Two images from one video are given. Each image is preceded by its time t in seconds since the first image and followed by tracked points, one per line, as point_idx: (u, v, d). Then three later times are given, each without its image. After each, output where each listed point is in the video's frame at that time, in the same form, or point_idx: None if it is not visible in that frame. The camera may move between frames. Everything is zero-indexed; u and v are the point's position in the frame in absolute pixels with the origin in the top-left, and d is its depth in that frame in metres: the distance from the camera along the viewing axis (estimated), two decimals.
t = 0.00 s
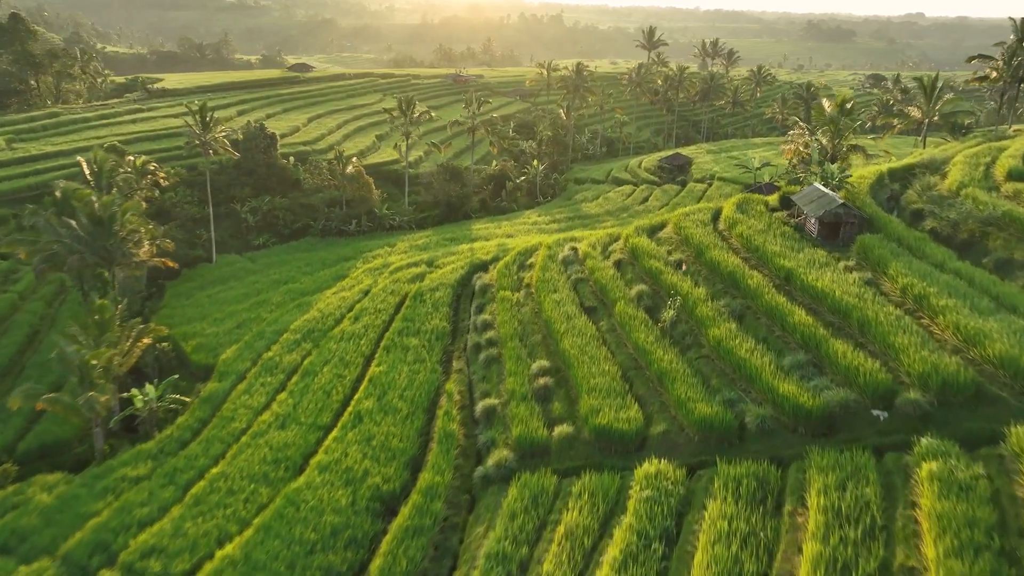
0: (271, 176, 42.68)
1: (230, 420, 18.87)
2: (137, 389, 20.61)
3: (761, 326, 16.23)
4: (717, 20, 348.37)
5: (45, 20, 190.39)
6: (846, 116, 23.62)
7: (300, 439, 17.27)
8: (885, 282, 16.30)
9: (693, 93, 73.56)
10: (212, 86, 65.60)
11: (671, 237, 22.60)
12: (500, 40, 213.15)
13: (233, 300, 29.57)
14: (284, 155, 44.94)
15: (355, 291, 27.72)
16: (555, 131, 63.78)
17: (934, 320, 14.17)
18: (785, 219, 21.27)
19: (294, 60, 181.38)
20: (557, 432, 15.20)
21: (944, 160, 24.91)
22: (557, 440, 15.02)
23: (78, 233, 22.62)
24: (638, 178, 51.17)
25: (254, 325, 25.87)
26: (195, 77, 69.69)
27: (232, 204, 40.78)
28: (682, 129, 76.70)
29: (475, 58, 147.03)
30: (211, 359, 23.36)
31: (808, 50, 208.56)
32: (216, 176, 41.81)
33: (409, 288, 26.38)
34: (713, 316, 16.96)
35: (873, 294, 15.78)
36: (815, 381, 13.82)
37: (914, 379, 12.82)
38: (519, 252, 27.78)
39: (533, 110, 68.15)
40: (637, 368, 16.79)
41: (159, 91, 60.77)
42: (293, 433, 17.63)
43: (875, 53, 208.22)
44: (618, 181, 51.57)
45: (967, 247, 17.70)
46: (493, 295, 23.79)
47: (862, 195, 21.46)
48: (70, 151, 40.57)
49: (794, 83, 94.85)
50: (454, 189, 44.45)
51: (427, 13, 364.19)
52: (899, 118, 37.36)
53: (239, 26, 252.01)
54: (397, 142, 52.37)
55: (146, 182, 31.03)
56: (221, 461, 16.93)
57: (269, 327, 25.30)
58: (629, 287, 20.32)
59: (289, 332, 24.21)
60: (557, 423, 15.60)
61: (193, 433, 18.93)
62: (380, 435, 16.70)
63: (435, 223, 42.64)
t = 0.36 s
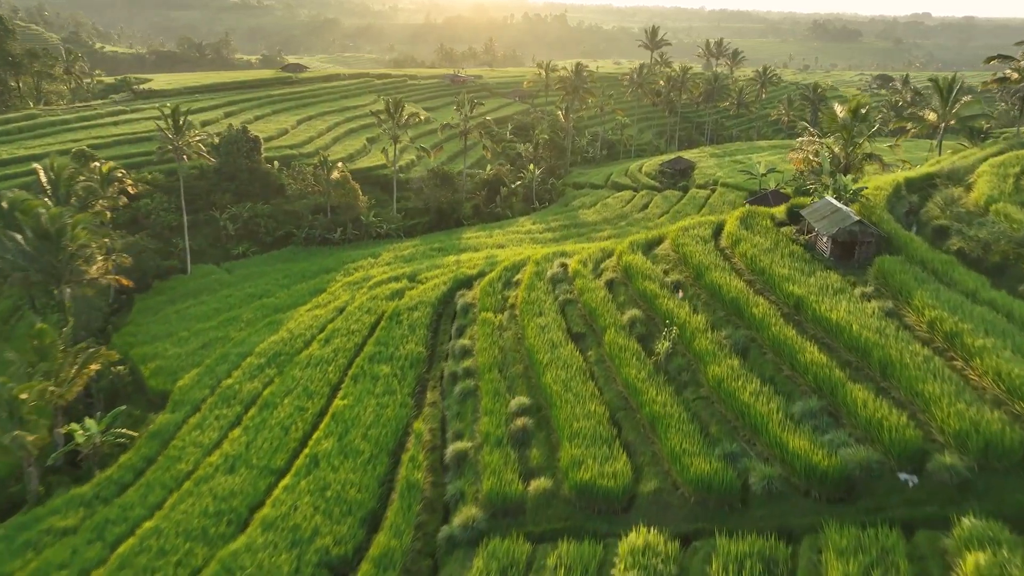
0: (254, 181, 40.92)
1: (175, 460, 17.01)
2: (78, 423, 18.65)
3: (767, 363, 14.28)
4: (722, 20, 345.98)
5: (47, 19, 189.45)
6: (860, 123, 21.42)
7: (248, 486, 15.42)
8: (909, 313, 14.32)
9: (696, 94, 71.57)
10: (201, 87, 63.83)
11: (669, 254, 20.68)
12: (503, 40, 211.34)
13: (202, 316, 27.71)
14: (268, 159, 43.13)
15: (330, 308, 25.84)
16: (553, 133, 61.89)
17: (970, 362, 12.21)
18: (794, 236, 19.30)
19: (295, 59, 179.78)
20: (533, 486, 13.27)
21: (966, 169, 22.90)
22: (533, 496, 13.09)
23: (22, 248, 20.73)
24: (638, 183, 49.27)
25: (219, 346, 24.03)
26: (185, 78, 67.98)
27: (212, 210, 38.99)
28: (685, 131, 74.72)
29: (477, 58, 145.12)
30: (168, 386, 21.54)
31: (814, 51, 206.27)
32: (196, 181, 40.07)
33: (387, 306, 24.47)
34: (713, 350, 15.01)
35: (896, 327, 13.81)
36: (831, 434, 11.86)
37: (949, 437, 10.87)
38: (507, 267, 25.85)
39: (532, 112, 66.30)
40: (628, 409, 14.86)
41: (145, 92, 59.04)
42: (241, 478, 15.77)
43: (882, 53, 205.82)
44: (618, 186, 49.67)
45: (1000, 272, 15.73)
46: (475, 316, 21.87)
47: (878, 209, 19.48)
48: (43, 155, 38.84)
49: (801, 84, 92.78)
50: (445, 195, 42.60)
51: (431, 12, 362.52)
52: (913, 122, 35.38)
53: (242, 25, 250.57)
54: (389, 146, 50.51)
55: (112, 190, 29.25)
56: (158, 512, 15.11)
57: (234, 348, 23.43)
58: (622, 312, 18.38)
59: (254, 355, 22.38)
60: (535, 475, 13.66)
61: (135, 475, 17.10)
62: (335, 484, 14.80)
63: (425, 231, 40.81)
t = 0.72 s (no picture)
0: (234, 187, 39.15)
1: (107, 510, 15.17)
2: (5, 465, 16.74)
3: (775, 412, 12.35)
4: (727, 19, 343.66)
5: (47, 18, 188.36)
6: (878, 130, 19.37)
7: (180, 547, 13.56)
8: (940, 355, 12.38)
9: (699, 95, 69.63)
10: (190, 88, 62.19)
11: (665, 275, 18.76)
12: (506, 40, 209.61)
13: (166, 335, 25.89)
14: (250, 164, 41.35)
15: (301, 327, 23.98)
16: (550, 136, 60.03)
17: (1017, 423, 10.25)
18: (804, 257, 17.35)
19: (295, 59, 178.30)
20: (500, 559, 11.34)
21: (992, 181, 20.92)
22: (499, 571, 11.14)
23: None
24: (638, 188, 47.39)
25: (178, 370, 22.16)
26: (173, 78, 66.28)
27: (189, 218, 37.26)
28: (687, 134, 72.76)
29: (478, 58, 143.38)
30: (115, 418, 19.68)
31: (820, 51, 204.07)
32: (173, 188, 38.32)
33: (361, 327, 22.60)
34: (713, 393, 13.08)
35: (926, 374, 11.85)
36: (852, 510, 9.90)
37: (998, 522, 8.93)
38: (491, 283, 23.93)
39: (529, 114, 64.48)
40: (614, 462, 12.92)
41: (130, 92, 57.39)
42: (175, 536, 13.91)
43: (889, 53, 203.57)
44: (617, 192, 47.80)
45: None
46: (453, 341, 19.98)
47: (898, 227, 17.53)
48: (12, 159, 37.13)
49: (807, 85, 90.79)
50: (434, 201, 40.76)
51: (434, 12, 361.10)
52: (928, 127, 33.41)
53: (243, 24, 249.26)
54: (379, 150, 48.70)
55: (73, 199, 27.43)
56: None
57: (193, 373, 21.58)
58: (611, 343, 16.47)
59: (212, 382, 20.50)
60: (503, 544, 11.74)
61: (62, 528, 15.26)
62: (277, 547, 12.94)
63: (413, 240, 38.99)
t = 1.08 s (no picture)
0: (212, 194, 37.32)
1: None
2: None
3: (785, 480, 10.41)
4: (733, 19, 341.12)
5: (48, 17, 187.00)
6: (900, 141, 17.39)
7: None
8: (982, 413, 10.43)
9: (703, 96, 67.66)
10: (177, 88, 60.44)
11: (660, 301, 16.83)
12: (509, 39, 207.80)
13: (124, 357, 24.04)
14: (231, 169, 39.54)
15: (267, 351, 22.11)
16: (548, 140, 58.14)
17: None
18: (816, 283, 15.43)
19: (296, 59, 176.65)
20: None
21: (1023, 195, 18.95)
22: None
23: None
24: (638, 194, 45.47)
25: (128, 399, 20.31)
26: (162, 78, 64.55)
27: (164, 226, 35.47)
28: (690, 136, 70.75)
29: (480, 58, 141.67)
30: (52, 456, 17.84)
31: (826, 51, 201.87)
32: (149, 195, 36.52)
33: (329, 352, 20.71)
34: (711, 452, 11.13)
35: (966, 438, 9.89)
36: None
37: None
38: (473, 303, 22.04)
39: (527, 116, 62.63)
40: (595, 533, 10.99)
41: (115, 93, 55.65)
42: None
43: (896, 53, 201.24)
44: (616, 197, 45.90)
45: None
46: (426, 372, 18.07)
47: (922, 250, 15.60)
48: None
49: (813, 86, 88.80)
50: (423, 208, 38.90)
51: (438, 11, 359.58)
52: (945, 132, 31.38)
53: (246, 24, 247.91)
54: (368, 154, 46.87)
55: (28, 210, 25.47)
56: None
57: (143, 403, 19.72)
58: (597, 382, 14.54)
59: (161, 414, 18.64)
60: None
61: None
62: None
63: (400, 249, 37.18)
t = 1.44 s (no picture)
0: (188, 201, 35.54)
1: None
2: None
3: None
4: (738, 19, 338.72)
5: (47, 16, 185.60)
6: (928, 153, 15.46)
7: None
8: None
9: (707, 98, 65.75)
10: (164, 89, 58.65)
11: (653, 334, 14.90)
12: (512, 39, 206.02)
13: (74, 383, 22.18)
14: (210, 175, 37.74)
15: (226, 378, 20.23)
16: (545, 143, 56.21)
17: None
18: (831, 317, 13.51)
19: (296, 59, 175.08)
20: None
21: None
22: None
23: None
24: (638, 201, 43.52)
25: (67, 434, 18.43)
26: (149, 78, 62.81)
27: (136, 235, 33.64)
28: (693, 139, 68.74)
29: (481, 58, 139.89)
30: None
31: (832, 50, 199.63)
32: (121, 202, 34.73)
33: (290, 382, 18.80)
34: (707, 535, 9.18)
35: None
36: None
37: None
38: (452, 327, 20.11)
39: (525, 118, 60.80)
40: None
41: (98, 94, 53.88)
42: None
43: (903, 53, 198.87)
44: (615, 204, 44.03)
45: None
46: (392, 410, 16.17)
47: (952, 279, 13.68)
48: None
49: (820, 86, 86.85)
50: (411, 216, 37.03)
51: (441, 11, 358.09)
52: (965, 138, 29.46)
53: (247, 23, 246.38)
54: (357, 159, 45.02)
55: None
56: None
57: (82, 439, 17.85)
58: (578, 432, 12.61)
59: (97, 455, 16.74)
60: None
61: None
62: None
63: (386, 260, 35.36)
